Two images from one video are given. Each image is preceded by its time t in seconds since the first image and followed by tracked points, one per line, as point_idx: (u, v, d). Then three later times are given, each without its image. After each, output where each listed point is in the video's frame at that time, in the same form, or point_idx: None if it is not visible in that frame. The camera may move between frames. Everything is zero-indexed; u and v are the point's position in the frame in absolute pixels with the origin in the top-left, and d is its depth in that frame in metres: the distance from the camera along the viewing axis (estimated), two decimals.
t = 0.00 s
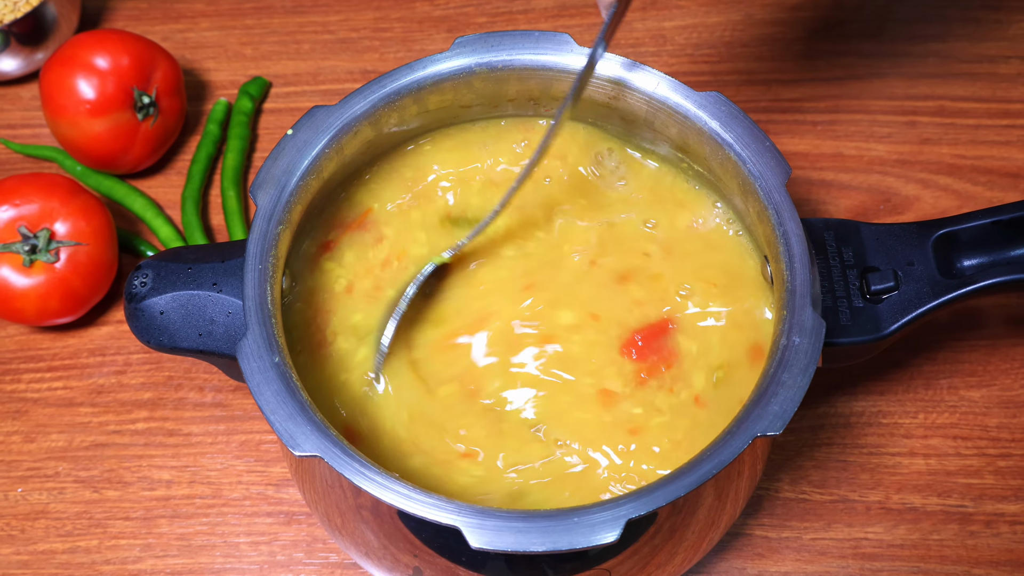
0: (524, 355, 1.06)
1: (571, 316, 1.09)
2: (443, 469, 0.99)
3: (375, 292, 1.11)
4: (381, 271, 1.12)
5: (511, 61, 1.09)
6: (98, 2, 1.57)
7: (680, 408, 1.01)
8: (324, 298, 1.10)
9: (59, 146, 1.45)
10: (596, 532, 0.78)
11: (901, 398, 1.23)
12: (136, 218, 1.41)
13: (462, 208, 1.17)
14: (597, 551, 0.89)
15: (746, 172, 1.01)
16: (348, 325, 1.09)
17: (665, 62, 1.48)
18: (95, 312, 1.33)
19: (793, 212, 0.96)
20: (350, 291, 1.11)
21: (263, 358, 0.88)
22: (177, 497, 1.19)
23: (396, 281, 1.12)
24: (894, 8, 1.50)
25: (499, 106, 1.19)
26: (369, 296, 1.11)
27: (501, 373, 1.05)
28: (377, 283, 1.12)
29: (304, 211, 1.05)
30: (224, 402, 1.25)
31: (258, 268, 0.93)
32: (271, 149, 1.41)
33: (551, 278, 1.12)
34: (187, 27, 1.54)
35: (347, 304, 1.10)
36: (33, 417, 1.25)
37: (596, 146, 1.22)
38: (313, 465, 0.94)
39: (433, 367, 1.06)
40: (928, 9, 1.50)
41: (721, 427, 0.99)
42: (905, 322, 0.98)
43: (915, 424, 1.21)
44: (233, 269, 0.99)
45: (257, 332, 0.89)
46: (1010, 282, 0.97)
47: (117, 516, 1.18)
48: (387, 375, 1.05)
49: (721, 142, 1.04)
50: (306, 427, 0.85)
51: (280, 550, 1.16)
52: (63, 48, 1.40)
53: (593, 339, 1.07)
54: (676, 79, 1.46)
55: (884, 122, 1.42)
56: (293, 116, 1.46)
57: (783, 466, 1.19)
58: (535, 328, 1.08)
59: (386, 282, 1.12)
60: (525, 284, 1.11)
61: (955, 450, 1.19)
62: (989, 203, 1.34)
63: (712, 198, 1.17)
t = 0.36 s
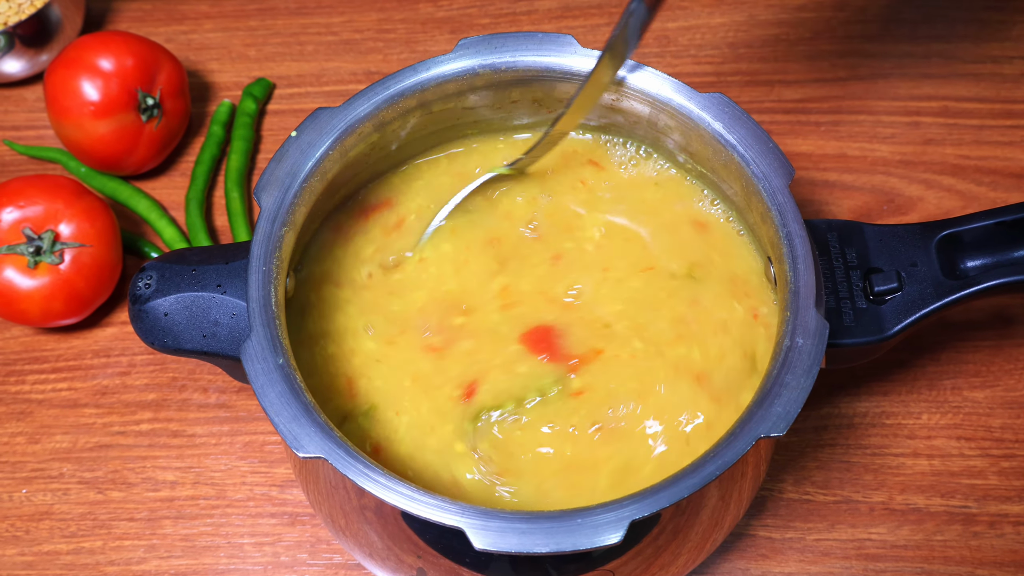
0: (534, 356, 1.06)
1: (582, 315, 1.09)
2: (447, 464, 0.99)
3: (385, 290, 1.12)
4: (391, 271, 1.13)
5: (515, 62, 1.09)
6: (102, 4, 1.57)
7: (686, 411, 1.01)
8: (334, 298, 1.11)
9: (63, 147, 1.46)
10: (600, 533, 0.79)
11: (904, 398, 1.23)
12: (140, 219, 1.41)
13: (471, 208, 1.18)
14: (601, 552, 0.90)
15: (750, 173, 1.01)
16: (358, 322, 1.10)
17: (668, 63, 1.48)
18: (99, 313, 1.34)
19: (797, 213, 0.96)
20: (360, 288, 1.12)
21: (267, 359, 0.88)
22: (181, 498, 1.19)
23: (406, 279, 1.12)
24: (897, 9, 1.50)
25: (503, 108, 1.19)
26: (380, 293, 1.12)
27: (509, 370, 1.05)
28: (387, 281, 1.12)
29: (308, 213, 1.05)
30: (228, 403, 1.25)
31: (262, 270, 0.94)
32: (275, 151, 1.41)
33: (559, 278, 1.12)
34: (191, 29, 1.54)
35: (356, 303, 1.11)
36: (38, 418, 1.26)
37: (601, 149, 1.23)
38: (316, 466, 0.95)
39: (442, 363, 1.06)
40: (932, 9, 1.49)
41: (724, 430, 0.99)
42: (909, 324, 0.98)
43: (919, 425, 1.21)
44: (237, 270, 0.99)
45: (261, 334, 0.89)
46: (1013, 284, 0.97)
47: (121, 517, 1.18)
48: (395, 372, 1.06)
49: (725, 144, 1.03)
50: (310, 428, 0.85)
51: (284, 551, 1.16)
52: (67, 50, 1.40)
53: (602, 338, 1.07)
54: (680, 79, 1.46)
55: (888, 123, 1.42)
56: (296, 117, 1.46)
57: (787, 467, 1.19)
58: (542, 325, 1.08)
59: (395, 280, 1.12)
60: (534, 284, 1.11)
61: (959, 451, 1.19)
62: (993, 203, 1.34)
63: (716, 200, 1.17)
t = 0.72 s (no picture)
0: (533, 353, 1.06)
1: (582, 314, 1.09)
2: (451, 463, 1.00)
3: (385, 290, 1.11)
4: (390, 270, 1.13)
5: (514, 62, 1.09)
6: (102, 4, 1.57)
7: (688, 409, 1.02)
8: (332, 297, 1.11)
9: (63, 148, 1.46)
10: (599, 531, 0.79)
11: (904, 397, 1.23)
12: (140, 219, 1.41)
13: (468, 208, 1.18)
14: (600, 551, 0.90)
15: (748, 171, 1.01)
16: (358, 322, 1.10)
17: (667, 62, 1.48)
18: (99, 313, 1.34)
19: (795, 212, 0.96)
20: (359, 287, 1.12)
21: (266, 358, 0.88)
22: (181, 497, 1.19)
23: (405, 278, 1.12)
24: (897, 8, 1.50)
25: (501, 108, 1.19)
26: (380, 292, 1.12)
27: (509, 370, 1.05)
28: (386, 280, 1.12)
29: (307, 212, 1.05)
30: (228, 402, 1.25)
31: (261, 269, 0.94)
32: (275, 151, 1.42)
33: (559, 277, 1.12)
34: (191, 29, 1.54)
35: (355, 302, 1.11)
36: (38, 418, 1.26)
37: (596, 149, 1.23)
38: (316, 465, 0.95)
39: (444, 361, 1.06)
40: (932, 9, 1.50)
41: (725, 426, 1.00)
42: (908, 322, 0.98)
43: (918, 424, 1.21)
44: (236, 270, 0.99)
45: (260, 333, 0.90)
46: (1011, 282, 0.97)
47: (122, 516, 1.19)
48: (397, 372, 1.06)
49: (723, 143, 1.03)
50: (309, 427, 0.85)
51: (283, 551, 1.16)
52: (66, 50, 1.41)
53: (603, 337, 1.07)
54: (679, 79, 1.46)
55: (888, 122, 1.42)
56: (296, 117, 1.46)
57: (786, 466, 1.19)
58: (541, 324, 1.08)
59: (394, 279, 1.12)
60: (532, 284, 1.11)
61: (959, 449, 1.19)
62: (992, 202, 1.34)
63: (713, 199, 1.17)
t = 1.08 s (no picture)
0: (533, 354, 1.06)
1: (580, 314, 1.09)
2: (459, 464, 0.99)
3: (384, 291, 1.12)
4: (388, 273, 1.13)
5: (515, 59, 1.08)
6: (103, 2, 1.57)
7: (688, 408, 1.02)
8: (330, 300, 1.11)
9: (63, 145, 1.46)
10: (599, 528, 0.78)
11: (905, 395, 1.22)
12: (140, 217, 1.41)
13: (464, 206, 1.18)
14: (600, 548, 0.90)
15: (750, 170, 1.01)
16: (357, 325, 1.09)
17: (668, 60, 1.48)
18: (99, 310, 1.34)
19: (797, 209, 0.96)
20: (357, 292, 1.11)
21: (266, 355, 0.88)
22: (181, 495, 1.19)
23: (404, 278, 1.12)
24: (898, 6, 1.50)
25: (503, 104, 1.19)
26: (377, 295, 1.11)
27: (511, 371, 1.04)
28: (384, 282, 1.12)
29: (307, 209, 1.05)
30: (228, 400, 1.26)
31: (261, 266, 0.94)
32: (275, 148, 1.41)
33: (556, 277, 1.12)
34: (191, 26, 1.54)
35: (353, 305, 1.11)
36: (38, 416, 1.25)
37: (590, 148, 1.23)
38: (316, 463, 0.95)
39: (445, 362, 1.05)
40: (933, 7, 1.50)
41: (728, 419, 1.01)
42: (909, 319, 0.98)
43: (919, 422, 1.21)
44: (236, 267, 0.99)
45: (260, 330, 0.89)
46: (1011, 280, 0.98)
47: (121, 514, 1.18)
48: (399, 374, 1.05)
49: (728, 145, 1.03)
50: (309, 424, 0.85)
51: (283, 548, 1.16)
52: (67, 48, 1.40)
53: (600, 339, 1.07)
54: (680, 77, 1.45)
55: (888, 120, 1.41)
56: (297, 114, 1.46)
57: (787, 465, 1.19)
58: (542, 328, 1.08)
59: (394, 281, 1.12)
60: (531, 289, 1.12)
61: (959, 448, 1.19)
62: (994, 201, 1.34)
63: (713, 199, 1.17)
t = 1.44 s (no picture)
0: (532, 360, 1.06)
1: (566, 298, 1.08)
2: (460, 470, 0.98)
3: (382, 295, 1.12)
4: (389, 279, 1.13)
5: (514, 62, 1.08)
6: (102, 4, 1.57)
7: (692, 409, 1.02)
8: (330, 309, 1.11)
9: (62, 148, 1.46)
10: (597, 532, 0.78)
11: (904, 399, 1.22)
12: (139, 220, 1.41)
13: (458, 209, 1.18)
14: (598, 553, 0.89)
15: (748, 173, 1.01)
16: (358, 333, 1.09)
17: (667, 63, 1.47)
18: (98, 313, 1.34)
19: (795, 213, 0.96)
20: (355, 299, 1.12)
21: (265, 359, 0.88)
22: (179, 498, 1.19)
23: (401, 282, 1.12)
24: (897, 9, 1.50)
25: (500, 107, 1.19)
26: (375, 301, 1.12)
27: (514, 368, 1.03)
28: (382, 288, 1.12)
29: (305, 213, 1.05)
30: (226, 403, 1.25)
31: (259, 269, 0.94)
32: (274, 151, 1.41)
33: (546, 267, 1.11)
34: (190, 29, 1.54)
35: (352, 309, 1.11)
36: (36, 419, 1.25)
37: (582, 151, 1.24)
38: (314, 466, 0.95)
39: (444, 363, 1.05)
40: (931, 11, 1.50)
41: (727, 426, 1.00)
42: (908, 323, 0.97)
43: (918, 426, 1.21)
44: (234, 270, 0.99)
45: (258, 333, 0.89)
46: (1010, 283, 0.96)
47: (119, 518, 1.18)
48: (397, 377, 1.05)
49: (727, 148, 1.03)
50: (307, 428, 0.85)
51: (282, 552, 1.15)
52: (65, 50, 1.40)
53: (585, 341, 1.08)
54: (680, 80, 1.45)
55: (887, 123, 1.41)
56: (296, 117, 1.46)
57: (786, 468, 1.19)
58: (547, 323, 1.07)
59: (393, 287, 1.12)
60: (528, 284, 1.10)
61: (958, 452, 1.19)
62: (993, 204, 1.34)
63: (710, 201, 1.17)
